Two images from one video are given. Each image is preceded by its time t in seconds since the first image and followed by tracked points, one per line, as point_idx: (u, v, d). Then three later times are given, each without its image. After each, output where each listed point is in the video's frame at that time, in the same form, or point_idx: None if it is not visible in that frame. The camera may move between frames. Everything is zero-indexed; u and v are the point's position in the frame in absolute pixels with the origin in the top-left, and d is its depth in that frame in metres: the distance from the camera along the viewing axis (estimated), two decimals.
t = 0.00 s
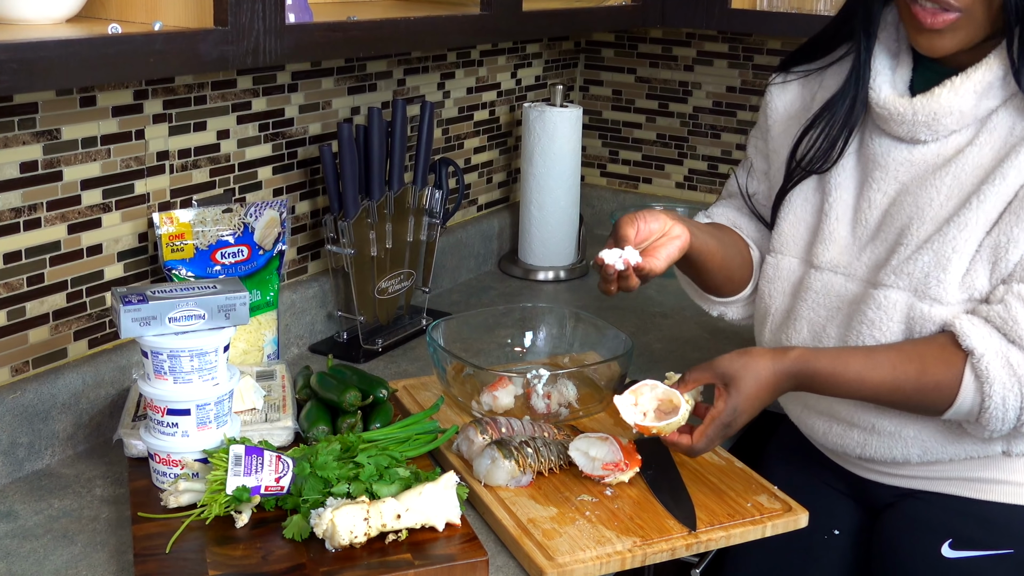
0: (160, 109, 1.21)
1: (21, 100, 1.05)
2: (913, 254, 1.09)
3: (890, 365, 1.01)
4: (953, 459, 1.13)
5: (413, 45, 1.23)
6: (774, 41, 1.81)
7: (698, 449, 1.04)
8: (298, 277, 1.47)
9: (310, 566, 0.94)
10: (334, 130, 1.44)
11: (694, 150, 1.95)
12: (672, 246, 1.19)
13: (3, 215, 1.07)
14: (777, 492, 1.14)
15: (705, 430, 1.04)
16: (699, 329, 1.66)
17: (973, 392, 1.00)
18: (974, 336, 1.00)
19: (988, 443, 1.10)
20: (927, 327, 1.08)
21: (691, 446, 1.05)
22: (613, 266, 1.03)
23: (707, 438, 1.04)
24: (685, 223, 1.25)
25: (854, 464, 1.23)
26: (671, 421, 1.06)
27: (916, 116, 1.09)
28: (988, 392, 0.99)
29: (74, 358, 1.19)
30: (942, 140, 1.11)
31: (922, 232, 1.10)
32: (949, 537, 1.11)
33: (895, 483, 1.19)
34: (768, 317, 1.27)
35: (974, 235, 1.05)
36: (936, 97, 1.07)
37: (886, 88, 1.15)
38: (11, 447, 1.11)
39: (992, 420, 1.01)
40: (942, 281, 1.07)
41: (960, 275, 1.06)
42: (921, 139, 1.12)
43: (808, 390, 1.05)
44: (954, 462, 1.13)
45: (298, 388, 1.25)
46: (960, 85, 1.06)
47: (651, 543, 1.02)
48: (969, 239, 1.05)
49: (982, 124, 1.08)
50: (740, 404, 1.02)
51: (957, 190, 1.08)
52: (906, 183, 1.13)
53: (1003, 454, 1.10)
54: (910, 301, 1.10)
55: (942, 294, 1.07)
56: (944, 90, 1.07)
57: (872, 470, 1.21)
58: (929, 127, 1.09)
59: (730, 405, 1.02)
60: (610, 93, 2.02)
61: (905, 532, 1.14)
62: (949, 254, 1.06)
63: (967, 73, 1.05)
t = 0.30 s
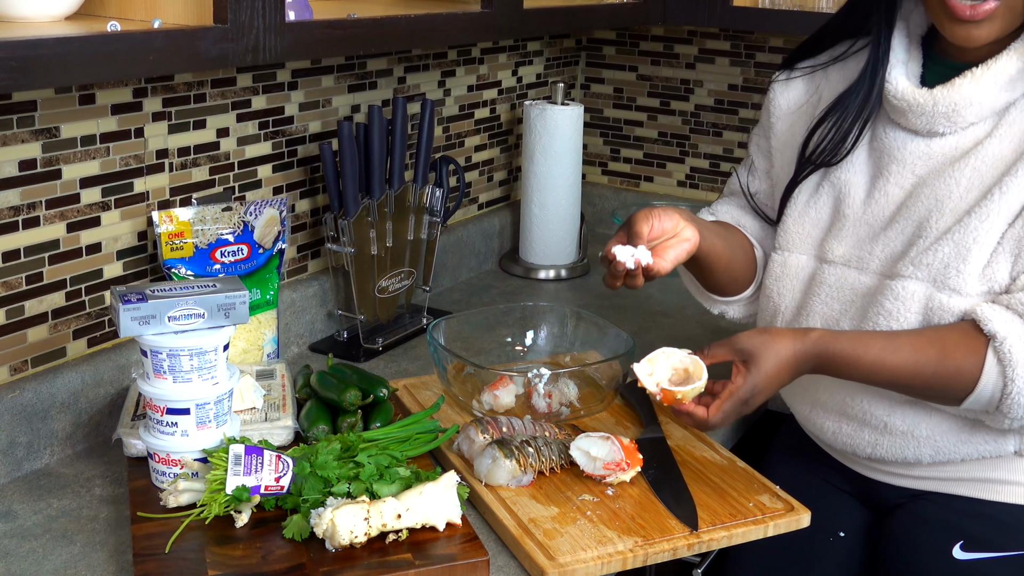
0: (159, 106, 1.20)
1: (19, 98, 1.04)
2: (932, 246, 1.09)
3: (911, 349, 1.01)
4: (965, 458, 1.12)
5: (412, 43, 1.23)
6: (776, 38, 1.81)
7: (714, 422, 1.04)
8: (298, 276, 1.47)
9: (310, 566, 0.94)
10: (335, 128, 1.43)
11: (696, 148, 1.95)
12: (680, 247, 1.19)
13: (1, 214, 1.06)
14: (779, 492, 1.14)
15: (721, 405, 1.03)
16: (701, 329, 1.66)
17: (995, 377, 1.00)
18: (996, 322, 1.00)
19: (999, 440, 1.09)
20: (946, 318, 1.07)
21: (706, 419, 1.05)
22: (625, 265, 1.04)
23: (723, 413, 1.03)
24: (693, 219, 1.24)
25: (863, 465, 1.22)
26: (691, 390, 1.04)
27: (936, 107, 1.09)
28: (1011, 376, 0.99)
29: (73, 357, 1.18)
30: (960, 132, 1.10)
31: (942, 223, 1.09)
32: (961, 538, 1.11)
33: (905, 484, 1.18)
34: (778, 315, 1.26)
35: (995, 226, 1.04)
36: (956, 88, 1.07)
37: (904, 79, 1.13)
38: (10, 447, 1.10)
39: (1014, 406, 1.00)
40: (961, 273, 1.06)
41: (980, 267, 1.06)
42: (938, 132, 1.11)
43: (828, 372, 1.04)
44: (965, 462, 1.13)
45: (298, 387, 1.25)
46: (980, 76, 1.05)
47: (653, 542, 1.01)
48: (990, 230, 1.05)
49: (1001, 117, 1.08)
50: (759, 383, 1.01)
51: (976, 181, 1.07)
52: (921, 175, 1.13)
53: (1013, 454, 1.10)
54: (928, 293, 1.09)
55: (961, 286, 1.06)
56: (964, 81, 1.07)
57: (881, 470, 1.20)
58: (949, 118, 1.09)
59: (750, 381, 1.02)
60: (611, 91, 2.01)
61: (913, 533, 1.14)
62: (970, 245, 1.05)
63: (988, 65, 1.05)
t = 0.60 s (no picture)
0: (159, 104, 1.20)
1: (18, 96, 1.04)
2: (943, 251, 1.08)
3: (921, 362, 1.02)
4: (975, 461, 1.13)
5: (413, 41, 1.22)
6: (778, 36, 1.80)
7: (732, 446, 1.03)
8: (298, 275, 1.46)
9: (311, 566, 0.93)
10: (335, 127, 1.43)
11: (698, 147, 1.94)
12: (681, 271, 1.21)
13: None
14: (781, 491, 1.13)
15: (739, 428, 1.03)
16: (703, 328, 1.65)
17: (1006, 388, 1.01)
18: (1007, 332, 1.00)
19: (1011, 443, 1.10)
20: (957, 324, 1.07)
21: (724, 443, 1.03)
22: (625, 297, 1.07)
23: (742, 437, 1.03)
24: (693, 244, 1.25)
25: (870, 464, 1.22)
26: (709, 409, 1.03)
27: (946, 109, 1.08)
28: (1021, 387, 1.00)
29: (72, 356, 1.18)
30: (968, 135, 1.10)
31: (952, 227, 1.08)
32: (972, 539, 1.10)
33: (912, 485, 1.19)
34: (783, 319, 1.25)
35: (1007, 232, 1.04)
36: (966, 91, 1.06)
37: (911, 81, 1.12)
38: (9, 446, 1.10)
39: None
40: (973, 278, 1.06)
41: (991, 273, 1.06)
42: (947, 134, 1.10)
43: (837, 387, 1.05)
44: (976, 464, 1.14)
45: (298, 386, 1.24)
46: (990, 79, 1.04)
47: (654, 542, 1.01)
48: (1002, 236, 1.04)
49: (1010, 118, 1.07)
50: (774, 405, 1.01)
51: (986, 185, 1.07)
52: (930, 178, 1.12)
53: None
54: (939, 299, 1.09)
55: (972, 292, 1.06)
56: (974, 83, 1.06)
57: (892, 472, 1.20)
58: (958, 120, 1.08)
59: (765, 404, 1.02)
60: (613, 89, 2.01)
61: (920, 533, 1.14)
62: (982, 251, 1.05)
63: (997, 65, 1.04)
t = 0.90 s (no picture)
0: (158, 102, 1.19)
1: (17, 93, 1.03)
2: (934, 251, 1.07)
3: (909, 365, 1.00)
4: (966, 464, 1.11)
5: (413, 38, 1.22)
6: (780, 34, 1.80)
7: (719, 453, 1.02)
8: (298, 273, 1.46)
9: (311, 566, 0.93)
10: (335, 125, 1.42)
11: (699, 145, 1.94)
12: (672, 276, 1.19)
13: None
14: (783, 491, 1.13)
15: (727, 435, 1.02)
16: (704, 327, 1.65)
17: (995, 392, 0.99)
18: (996, 335, 0.98)
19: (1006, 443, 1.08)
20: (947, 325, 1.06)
21: (714, 451, 1.02)
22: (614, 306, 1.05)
23: (730, 443, 1.02)
24: (684, 247, 1.24)
25: (863, 466, 1.21)
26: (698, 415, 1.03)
27: (939, 106, 1.06)
28: (1011, 392, 0.98)
29: (71, 355, 1.17)
30: (962, 133, 1.08)
31: (944, 227, 1.07)
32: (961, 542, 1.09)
33: (906, 487, 1.17)
34: (777, 316, 1.25)
35: (999, 233, 1.03)
36: (960, 88, 1.05)
37: (906, 76, 1.11)
38: (7, 445, 1.09)
39: (1014, 422, 0.99)
40: (964, 279, 1.05)
41: (982, 274, 1.04)
42: (941, 131, 1.09)
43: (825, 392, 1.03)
44: (967, 467, 1.12)
45: (298, 386, 1.23)
46: (984, 77, 1.03)
47: (656, 542, 1.00)
48: (993, 237, 1.03)
49: (1006, 117, 1.06)
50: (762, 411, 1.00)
51: (978, 185, 1.05)
52: (923, 176, 1.11)
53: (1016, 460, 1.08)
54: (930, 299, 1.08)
55: (963, 293, 1.05)
56: (969, 80, 1.04)
57: (883, 475, 1.19)
58: (951, 118, 1.06)
59: (753, 410, 1.00)
60: (614, 87, 2.00)
61: (915, 535, 1.13)
62: (972, 252, 1.04)
63: (992, 64, 1.03)
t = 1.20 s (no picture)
0: (157, 100, 1.19)
1: (15, 91, 1.03)
2: (934, 245, 1.06)
3: (899, 355, 0.99)
4: (976, 472, 1.08)
5: (414, 36, 1.21)
6: (783, 31, 1.79)
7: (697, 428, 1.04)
8: (298, 272, 1.45)
9: (310, 566, 0.92)
10: (335, 123, 1.42)
11: (701, 143, 1.93)
12: (654, 259, 1.19)
13: None
14: (785, 490, 1.12)
15: (705, 412, 1.03)
16: (706, 326, 1.64)
17: (986, 383, 0.96)
18: (988, 324, 0.97)
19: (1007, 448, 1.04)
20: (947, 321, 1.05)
21: (691, 426, 1.05)
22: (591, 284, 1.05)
23: (706, 423, 1.04)
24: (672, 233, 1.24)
25: (872, 473, 1.18)
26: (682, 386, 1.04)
27: (937, 94, 1.05)
28: (1000, 380, 0.95)
29: (70, 354, 1.16)
30: (962, 123, 1.07)
31: (943, 220, 1.06)
32: (986, 558, 1.10)
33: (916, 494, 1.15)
34: (780, 313, 1.24)
35: (998, 226, 1.01)
36: (958, 77, 1.03)
37: (904, 63, 1.10)
38: (5, 445, 1.09)
39: (1007, 413, 0.96)
40: (964, 274, 1.03)
41: (983, 269, 1.03)
42: (940, 120, 1.08)
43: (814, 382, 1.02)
44: (976, 476, 1.09)
45: (298, 385, 1.22)
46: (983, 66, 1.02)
47: (657, 542, 1.00)
48: (992, 229, 1.01)
49: (1006, 106, 1.04)
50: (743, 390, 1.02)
51: (977, 177, 1.04)
52: (922, 168, 1.10)
53: None
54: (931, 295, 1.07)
55: (963, 289, 1.04)
56: (968, 67, 1.03)
57: (890, 479, 1.16)
58: (950, 106, 1.05)
59: (733, 388, 1.01)
60: (615, 85, 2.00)
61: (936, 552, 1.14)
62: (972, 246, 1.03)
63: (992, 50, 1.02)
